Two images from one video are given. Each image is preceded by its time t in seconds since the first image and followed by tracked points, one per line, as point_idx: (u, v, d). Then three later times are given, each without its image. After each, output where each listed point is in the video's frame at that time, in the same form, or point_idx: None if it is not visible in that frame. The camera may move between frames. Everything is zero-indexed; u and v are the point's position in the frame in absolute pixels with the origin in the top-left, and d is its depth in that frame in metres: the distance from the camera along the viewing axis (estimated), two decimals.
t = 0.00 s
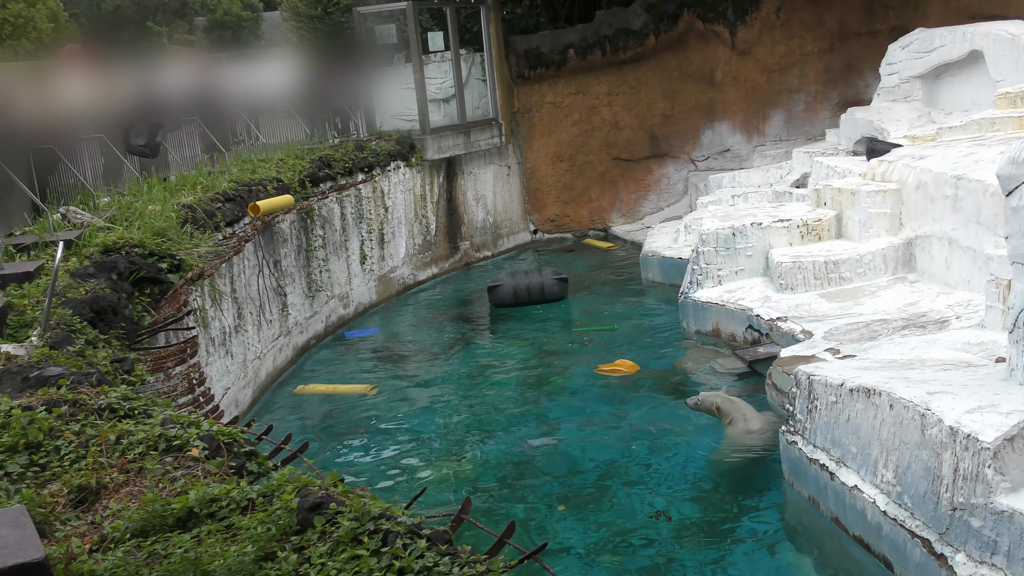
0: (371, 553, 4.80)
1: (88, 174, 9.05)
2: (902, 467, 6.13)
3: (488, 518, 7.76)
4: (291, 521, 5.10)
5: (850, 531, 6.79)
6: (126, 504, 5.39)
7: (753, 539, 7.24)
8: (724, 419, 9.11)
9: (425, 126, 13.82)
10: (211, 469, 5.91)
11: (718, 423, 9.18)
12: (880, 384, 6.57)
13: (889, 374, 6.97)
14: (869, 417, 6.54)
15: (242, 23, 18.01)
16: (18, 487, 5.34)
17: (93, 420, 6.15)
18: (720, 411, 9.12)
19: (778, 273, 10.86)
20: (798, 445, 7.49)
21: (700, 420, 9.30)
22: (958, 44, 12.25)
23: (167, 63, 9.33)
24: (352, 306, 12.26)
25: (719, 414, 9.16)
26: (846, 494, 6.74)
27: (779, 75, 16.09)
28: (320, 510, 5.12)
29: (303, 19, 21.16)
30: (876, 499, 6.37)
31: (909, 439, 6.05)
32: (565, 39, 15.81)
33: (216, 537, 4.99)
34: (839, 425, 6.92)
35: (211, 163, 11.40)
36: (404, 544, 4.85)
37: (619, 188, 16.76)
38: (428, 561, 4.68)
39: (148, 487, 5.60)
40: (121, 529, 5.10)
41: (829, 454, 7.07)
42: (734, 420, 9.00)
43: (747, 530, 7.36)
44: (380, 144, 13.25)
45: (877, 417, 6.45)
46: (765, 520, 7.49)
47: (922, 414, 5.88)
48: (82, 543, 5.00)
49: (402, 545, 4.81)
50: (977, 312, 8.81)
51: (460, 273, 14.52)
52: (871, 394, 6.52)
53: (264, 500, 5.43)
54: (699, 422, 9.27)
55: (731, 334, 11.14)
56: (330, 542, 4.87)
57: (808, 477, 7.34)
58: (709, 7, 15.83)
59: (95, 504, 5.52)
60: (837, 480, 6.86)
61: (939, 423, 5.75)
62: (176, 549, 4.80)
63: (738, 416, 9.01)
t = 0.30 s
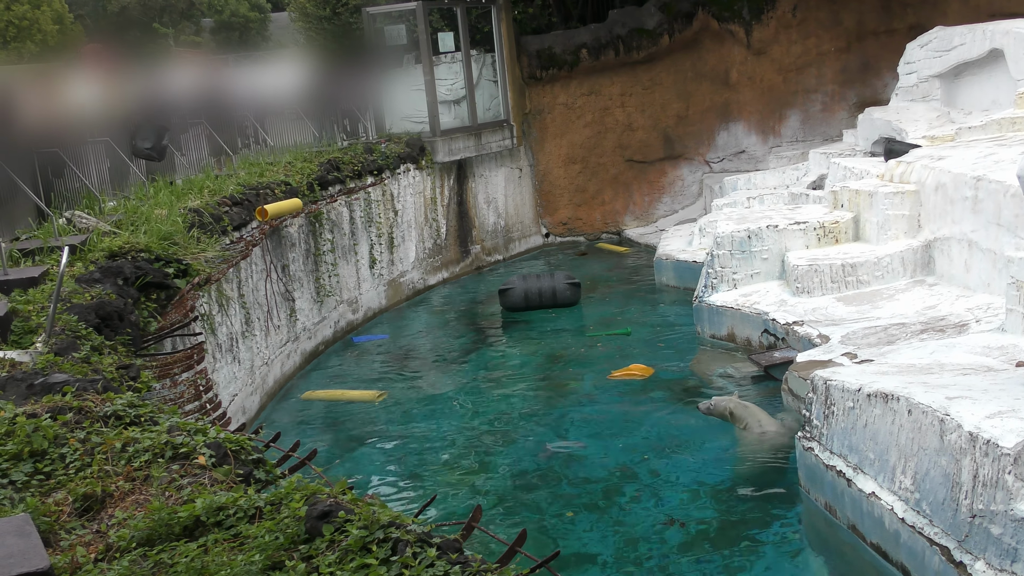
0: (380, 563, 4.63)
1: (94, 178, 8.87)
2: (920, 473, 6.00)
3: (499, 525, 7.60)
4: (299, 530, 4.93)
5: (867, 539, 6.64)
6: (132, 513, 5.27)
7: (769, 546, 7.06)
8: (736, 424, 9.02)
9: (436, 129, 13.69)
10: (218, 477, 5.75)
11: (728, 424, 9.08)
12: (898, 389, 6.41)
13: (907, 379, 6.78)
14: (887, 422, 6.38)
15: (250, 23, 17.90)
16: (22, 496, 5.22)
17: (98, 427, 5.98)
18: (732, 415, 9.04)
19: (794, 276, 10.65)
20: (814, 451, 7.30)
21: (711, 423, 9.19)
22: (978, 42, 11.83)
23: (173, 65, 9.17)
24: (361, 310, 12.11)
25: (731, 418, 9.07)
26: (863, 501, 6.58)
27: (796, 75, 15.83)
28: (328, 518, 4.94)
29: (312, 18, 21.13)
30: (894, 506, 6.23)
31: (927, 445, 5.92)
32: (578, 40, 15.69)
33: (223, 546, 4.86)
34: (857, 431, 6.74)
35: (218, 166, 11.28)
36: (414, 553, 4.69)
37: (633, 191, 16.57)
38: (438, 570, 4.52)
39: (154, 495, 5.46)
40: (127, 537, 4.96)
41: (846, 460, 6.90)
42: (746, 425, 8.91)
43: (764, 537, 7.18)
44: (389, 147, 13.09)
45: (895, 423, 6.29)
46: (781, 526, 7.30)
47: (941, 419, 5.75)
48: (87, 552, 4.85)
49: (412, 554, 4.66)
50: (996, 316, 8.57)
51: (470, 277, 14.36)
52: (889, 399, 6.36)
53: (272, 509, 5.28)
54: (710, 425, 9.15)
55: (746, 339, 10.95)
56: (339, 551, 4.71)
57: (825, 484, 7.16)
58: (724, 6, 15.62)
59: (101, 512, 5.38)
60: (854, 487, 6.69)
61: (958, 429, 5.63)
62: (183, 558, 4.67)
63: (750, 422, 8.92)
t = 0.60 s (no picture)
0: (387, 573, 4.45)
1: (94, 180, 8.78)
2: (935, 480, 5.84)
3: (509, 533, 7.43)
4: (304, 538, 4.75)
5: (882, 547, 6.48)
6: (134, 521, 5.12)
7: (783, 555, 6.87)
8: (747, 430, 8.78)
9: (443, 130, 13.51)
10: (222, 485, 5.58)
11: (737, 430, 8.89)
12: (913, 394, 6.22)
13: (923, 384, 6.59)
14: (902, 429, 6.21)
15: (253, 22, 17.76)
16: (23, 504, 5.06)
17: (100, 434, 5.83)
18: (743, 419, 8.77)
19: (807, 280, 10.45)
20: (828, 458, 7.11)
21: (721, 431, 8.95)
22: (994, 42, 11.61)
23: (174, 65, 9.03)
24: (367, 315, 11.95)
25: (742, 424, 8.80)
26: (877, 509, 6.43)
27: (809, 75, 15.64)
28: (333, 526, 4.77)
29: (315, 18, 20.97)
30: (908, 514, 6.08)
31: (942, 451, 5.77)
32: (588, 39, 15.47)
33: (227, 555, 4.72)
34: (871, 437, 6.57)
35: (221, 167, 11.12)
36: (421, 562, 4.50)
37: (643, 193, 16.40)
38: None
39: (156, 503, 5.30)
40: (129, 546, 4.81)
41: (861, 467, 6.71)
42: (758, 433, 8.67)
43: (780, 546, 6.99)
44: (396, 148, 12.93)
45: (910, 428, 6.12)
46: (794, 535, 7.11)
47: (957, 425, 5.59)
48: (87, 561, 4.71)
49: (419, 563, 4.48)
50: (1014, 320, 8.35)
51: (478, 281, 14.20)
52: (903, 405, 6.19)
53: (277, 516, 5.11)
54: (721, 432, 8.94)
55: (759, 344, 10.76)
56: (344, 560, 4.54)
57: (839, 491, 6.97)
58: (737, 6, 15.41)
59: (102, 520, 5.24)
60: (868, 494, 6.53)
61: (974, 436, 5.47)
62: (186, 567, 4.57)
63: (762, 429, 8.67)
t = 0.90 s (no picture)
0: None
1: (93, 182, 8.67)
2: (949, 486, 5.68)
3: (516, 540, 7.27)
4: (309, 545, 4.60)
5: (895, 553, 6.30)
6: (136, 529, 4.98)
7: (795, 561, 6.69)
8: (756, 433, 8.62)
9: (448, 131, 13.42)
10: (224, 491, 5.43)
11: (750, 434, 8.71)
12: (926, 399, 6.08)
13: (937, 389, 6.43)
14: (915, 434, 6.04)
15: (254, 23, 17.61)
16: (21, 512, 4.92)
17: (100, 440, 5.69)
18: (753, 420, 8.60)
19: (818, 283, 10.28)
20: (840, 463, 6.93)
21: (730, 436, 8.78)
22: (1007, 42, 11.42)
23: (175, 65, 8.93)
24: (371, 319, 11.81)
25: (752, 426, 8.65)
26: (890, 515, 6.25)
27: (819, 75, 15.45)
28: (338, 534, 4.62)
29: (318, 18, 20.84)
30: (922, 520, 5.90)
31: (957, 457, 5.60)
32: (594, 39, 15.34)
33: (229, 563, 4.56)
34: (884, 443, 6.39)
35: (223, 169, 11.01)
36: (428, 569, 4.35)
37: (652, 195, 16.24)
38: None
39: (158, 510, 5.16)
40: (130, 554, 4.68)
41: (873, 473, 6.54)
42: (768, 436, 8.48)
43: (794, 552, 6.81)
44: (400, 150, 12.80)
45: (923, 434, 5.96)
46: (805, 541, 6.93)
47: (971, 431, 5.45)
48: (88, 570, 4.59)
49: (426, 570, 4.32)
50: None
51: (484, 284, 14.06)
52: (916, 409, 6.03)
53: (281, 523, 4.95)
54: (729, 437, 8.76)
55: (769, 348, 10.58)
56: (350, 567, 4.39)
57: (851, 497, 6.80)
58: (746, 5, 15.24)
59: (103, 528, 5.10)
60: (881, 500, 6.35)
61: (988, 441, 5.32)
62: None
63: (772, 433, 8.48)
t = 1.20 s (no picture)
0: None
1: (92, 184, 8.56)
2: (961, 492, 5.51)
3: (522, 547, 7.10)
4: (310, 553, 4.46)
5: (906, 561, 6.13)
6: (135, 537, 4.82)
7: (805, 568, 6.51)
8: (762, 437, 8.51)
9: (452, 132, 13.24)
10: (225, 498, 5.26)
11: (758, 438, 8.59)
12: (938, 404, 5.92)
13: (949, 394, 6.26)
14: (927, 439, 5.88)
15: (256, 22, 17.51)
16: (17, 520, 4.79)
17: (98, 446, 5.54)
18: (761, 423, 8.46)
19: (829, 286, 10.08)
20: (850, 469, 6.74)
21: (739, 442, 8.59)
22: (1020, 40, 11.31)
23: (174, 65, 8.78)
24: (374, 323, 11.66)
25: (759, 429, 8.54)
26: (901, 522, 6.08)
27: (830, 75, 15.25)
28: (341, 542, 4.46)
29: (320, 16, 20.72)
30: (934, 527, 5.72)
31: (969, 463, 5.44)
32: (602, 38, 15.18)
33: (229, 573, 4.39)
34: (895, 448, 6.23)
35: (223, 171, 10.85)
36: None
37: (660, 197, 16.07)
38: None
39: (157, 518, 5.00)
40: (128, 563, 4.53)
41: (884, 479, 6.35)
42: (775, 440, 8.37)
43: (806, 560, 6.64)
44: (404, 151, 12.65)
45: (935, 439, 5.81)
46: (814, 548, 6.74)
47: (983, 435, 5.29)
48: None
49: None
50: None
51: (489, 288, 13.90)
52: (928, 414, 5.88)
53: (282, 531, 4.79)
54: (737, 443, 8.57)
55: (779, 352, 10.40)
56: None
57: (861, 503, 6.62)
58: (755, 3, 15.05)
59: (101, 537, 4.94)
60: (892, 507, 6.18)
61: (1001, 446, 5.16)
62: None
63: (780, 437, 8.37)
